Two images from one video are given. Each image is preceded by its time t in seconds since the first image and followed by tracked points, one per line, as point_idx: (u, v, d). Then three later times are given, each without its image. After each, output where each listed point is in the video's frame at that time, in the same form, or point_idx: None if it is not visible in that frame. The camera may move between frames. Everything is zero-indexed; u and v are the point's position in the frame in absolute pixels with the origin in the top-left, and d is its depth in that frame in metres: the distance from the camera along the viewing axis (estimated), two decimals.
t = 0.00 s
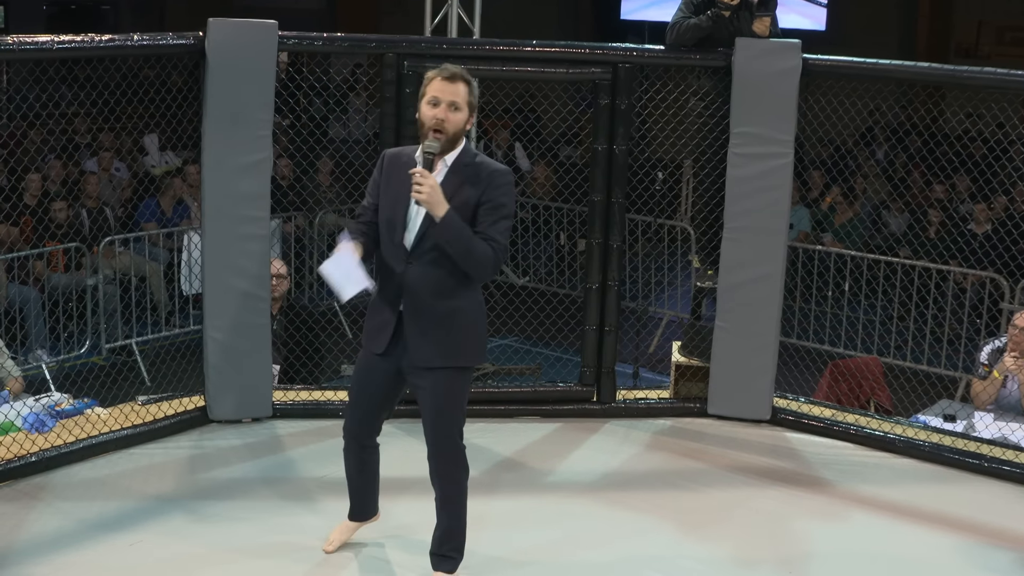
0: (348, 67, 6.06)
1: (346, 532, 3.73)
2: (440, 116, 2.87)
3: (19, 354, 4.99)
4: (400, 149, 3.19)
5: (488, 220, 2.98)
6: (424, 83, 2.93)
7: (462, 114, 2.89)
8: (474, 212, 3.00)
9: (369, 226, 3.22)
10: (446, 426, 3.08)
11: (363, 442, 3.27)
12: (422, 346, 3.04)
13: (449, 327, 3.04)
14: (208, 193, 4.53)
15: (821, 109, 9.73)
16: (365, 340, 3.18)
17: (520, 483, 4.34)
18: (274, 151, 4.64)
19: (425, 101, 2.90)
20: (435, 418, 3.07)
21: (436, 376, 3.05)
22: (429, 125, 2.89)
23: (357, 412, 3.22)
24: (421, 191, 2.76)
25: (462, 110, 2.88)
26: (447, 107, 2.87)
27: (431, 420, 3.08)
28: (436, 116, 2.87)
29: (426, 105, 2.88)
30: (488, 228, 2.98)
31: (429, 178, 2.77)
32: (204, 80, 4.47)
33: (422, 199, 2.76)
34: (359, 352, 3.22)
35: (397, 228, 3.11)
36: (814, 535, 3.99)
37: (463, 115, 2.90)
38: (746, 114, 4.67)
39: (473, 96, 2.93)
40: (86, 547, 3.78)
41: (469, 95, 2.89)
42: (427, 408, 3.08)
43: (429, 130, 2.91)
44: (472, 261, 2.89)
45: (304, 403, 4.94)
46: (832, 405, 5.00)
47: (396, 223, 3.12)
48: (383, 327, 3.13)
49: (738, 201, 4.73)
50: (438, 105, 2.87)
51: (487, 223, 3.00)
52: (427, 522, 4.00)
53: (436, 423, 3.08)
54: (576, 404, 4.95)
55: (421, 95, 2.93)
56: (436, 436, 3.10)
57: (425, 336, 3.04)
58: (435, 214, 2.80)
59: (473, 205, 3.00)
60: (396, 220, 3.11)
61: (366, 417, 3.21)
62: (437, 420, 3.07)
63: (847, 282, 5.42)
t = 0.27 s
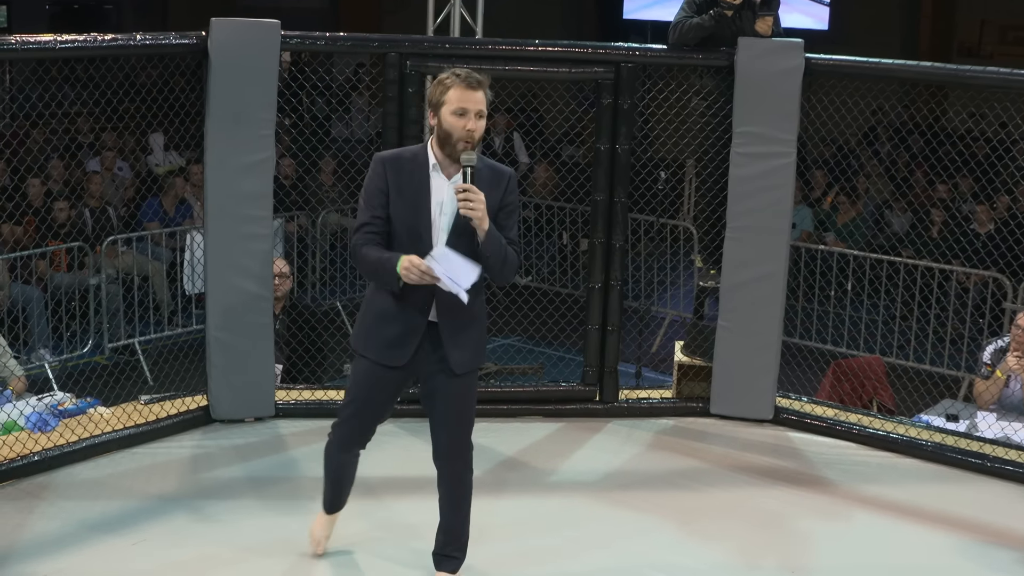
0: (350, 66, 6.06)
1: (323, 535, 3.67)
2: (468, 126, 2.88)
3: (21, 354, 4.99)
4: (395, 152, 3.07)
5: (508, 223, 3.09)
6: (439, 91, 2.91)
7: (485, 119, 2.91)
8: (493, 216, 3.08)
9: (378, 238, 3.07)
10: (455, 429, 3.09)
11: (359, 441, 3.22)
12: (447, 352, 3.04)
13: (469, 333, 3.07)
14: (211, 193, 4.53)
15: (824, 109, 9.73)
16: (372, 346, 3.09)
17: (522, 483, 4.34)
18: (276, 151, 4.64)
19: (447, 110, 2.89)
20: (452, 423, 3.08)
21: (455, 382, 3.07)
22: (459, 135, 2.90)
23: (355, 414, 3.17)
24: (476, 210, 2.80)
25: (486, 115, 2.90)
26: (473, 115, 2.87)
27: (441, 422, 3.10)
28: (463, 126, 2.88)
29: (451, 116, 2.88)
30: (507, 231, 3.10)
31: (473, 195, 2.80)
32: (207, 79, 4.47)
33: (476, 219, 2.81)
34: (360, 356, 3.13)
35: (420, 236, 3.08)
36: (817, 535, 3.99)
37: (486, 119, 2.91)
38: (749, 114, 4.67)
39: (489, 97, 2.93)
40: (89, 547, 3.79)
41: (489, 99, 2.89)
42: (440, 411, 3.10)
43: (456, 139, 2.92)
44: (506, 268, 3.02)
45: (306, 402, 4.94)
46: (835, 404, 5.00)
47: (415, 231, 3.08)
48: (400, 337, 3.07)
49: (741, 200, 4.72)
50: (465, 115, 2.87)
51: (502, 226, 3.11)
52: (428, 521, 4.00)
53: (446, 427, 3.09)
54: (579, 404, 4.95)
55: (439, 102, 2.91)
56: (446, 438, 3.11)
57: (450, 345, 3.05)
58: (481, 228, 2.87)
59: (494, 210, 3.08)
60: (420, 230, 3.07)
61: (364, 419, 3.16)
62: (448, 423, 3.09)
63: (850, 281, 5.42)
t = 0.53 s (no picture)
0: (352, 68, 6.07)
1: (294, 564, 3.43)
2: (443, 133, 2.82)
3: (24, 355, 5.00)
4: (377, 156, 3.00)
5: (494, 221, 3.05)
6: (413, 95, 2.83)
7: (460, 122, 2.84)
8: (480, 213, 3.05)
9: (370, 243, 3.01)
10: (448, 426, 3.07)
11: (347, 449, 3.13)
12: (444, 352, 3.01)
13: (463, 331, 3.04)
14: (213, 193, 4.53)
15: (826, 110, 9.74)
16: (365, 350, 3.03)
17: (525, 484, 4.34)
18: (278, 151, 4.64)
19: (420, 117, 2.82)
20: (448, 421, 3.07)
21: (450, 381, 3.05)
22: (433, 142, 2.85)
23: (343, 419, 3.09)
24: (459, 216, 2.78)
25: (461, 120, 2.83)
26: (447, 122, 2.80)
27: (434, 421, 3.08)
28: (438, 132, 2.82)
29: (426, 123, 2.81)
30: (493, 229, 3.08)
31: (456, 201, 2.78)
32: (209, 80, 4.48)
33: (461, 222, 2.80)
34: (351, 360, 3.06)
35: (412, 238, 3.02)
36: (819, 535, 3.99)
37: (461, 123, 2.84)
38: (751, 115, 4.67)
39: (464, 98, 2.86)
40: (92, 547, 3.79)
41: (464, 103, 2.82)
42: (434, 410, 3.07)
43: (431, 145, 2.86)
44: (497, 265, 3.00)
45: (309, 403, 4.94)
46: (837, 405, 5.00)
47: (406, 233, 3.02)
48: (395, 339, 3.01)
49: (744, 201, 4.72)
50: (438, 122, 2.81)
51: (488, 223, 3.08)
52: (431, 522, 4.00)
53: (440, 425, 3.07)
54: (581, 405, 4.94)
55: (413, 107, 2.84)
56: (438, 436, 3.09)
57: (446, 344, 3.01)
58: (468, 231, 2.85)
59: (479, 207, 3.05)
60: (411, 232, 3.01)
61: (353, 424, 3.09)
62: (442, 421, 3.07)
63: (852, 282, 5.41)
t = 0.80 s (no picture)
0: (356, 69, 6.07)
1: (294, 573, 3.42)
2: (398, 133, 2.79)
3: (29, 356, 5.01)
4: (334, 161, 2.98)
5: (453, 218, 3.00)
6: (365, 97, 2.80)
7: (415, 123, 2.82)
8: (441, 212, 3.04)
9: (330, 248, 3.01)
10: (424, 426, 3.05)
11: (326, 458, 3.10)
12: (412, 352, 2.99)
13: (431, 330, 3.03)
14: (217, 195, 4.53)
15: (831, 111, 9.74)
16: (335, 357, 3.00)
17: (529, 485, 4.34)
18: (282, 153, 4.64)
19: (375, 119, 2.80)
20: (425, 420, 3.05)
21: (421, 381, 3.03)
22: (388, 144, 2.83)
23: (320, 428, 3.06)
24: (415, 213, 2.77)
25: (415, 121, 2.81)
26: (402, 123, 2.78)
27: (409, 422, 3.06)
28: (393, 133, 2.80)
29: (380, 124, 2.79)
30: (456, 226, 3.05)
31: (412, 198, 2.77)
32: (214, 82, 4.48)
33: (416, 220, 2.79)
34: (321, 368, 3.03)
35: (373, 239, 3.00)
36: (823, 537, 3.99)
37: (416, 124, 2.82)
38: (755, 116, 4.67)
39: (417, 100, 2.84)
40: (96, 548, 3.79)
41: (418, 103, 2.80)
42: (410, 411, 3.05)
43: (386, 147, 2.84)
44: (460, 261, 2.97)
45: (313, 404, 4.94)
46: (841, 407, 4.99)
47: (367, 235, 3.00)
48: (364, 344, 2.99)
49: (748, 203, 4.72)
50: (393, 124, 2.79)
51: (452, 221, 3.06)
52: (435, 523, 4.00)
53: (417, 425, 3.06)
54: (585, 406, 4.94)
55: (367, 110, 2.81)
56: (413, 436, 3.08)
57: (413, 345, 2.99)
58: (424, 229, 2.83)
59: (440, 204, 3.03)
60: (370, 235, 2.99)
61: (330, 433, 3.06)
62: (418, 421, 3.05)
63: (856, 283, 5.41)
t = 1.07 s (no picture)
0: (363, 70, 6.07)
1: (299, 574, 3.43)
2: (350, 132, 2.82)
3: (35, 357, 5.01)
4: (285, 171, 2.96)
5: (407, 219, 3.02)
6: (314, 101, 2.84)
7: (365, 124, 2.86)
8: (394, 213, 3.03)
9: (283, 260, 2.98)
10: (391, 426, 3.04)
11: (300, 463, 3.14)
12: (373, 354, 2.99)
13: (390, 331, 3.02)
14: (223, 197, 4.54)
15: (838, 112, 9.74)
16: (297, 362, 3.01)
17: (535, 486, 4.34)
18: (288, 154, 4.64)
19: (325, 120, 2.83)
20: (392, 421, 3.04)
21: (385, 382, 3.03)
22: (340, 145, 2.85)
23: (294, 430, 3.09)
24: (368, 213, 2.76)
25: (366, 121, 2.85)
26: (354, 122, 2.82)
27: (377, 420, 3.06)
28: (345, 133, 2.83)
29: (332, 125, 2.82)
30: (409, 226, 3.04)
31: (365, 199, 2.76)
32: (220, 83, 4.49)
33: (369, 222, 2.78)
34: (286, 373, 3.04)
35: (326, 248, 2.97)
36: (829, 539, 3.99)
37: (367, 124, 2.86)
38: (761, 117, 4.67)
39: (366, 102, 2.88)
40: (102, 549, 3.80)
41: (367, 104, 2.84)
42: (376, 413, 3.05)
43: (337, 150, 2.86)
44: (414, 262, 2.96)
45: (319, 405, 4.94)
46: (848, 409, 4.99)
47: (319, 244, 2.97)
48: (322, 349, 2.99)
49: (755, 204, 4.72)
50: (344, 124, 2.82)
51: (405, 220, 3.05)
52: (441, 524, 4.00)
53: (386, 425, 3.05)
54: (591, 407, 4.94)
55: (317, 112, 2.85)
56: (382, 437, 3.07)
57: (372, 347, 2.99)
58: (376, 231, 2.82)
59: (392, 206, 3.02)
60: (325, 244, 2.96)
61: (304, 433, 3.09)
62: (385, 421, 3.05)
63: (863, 285, 5.40)
